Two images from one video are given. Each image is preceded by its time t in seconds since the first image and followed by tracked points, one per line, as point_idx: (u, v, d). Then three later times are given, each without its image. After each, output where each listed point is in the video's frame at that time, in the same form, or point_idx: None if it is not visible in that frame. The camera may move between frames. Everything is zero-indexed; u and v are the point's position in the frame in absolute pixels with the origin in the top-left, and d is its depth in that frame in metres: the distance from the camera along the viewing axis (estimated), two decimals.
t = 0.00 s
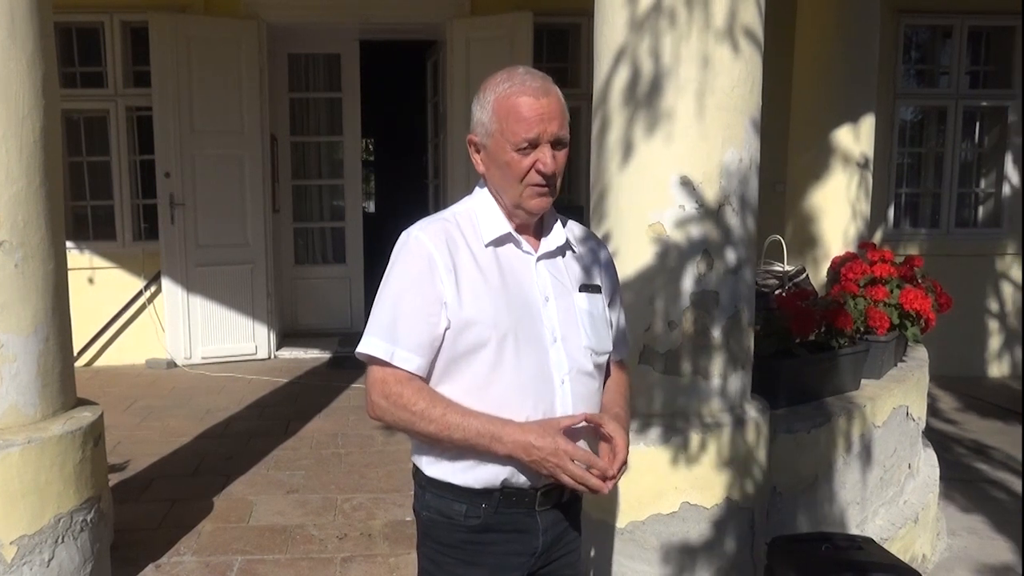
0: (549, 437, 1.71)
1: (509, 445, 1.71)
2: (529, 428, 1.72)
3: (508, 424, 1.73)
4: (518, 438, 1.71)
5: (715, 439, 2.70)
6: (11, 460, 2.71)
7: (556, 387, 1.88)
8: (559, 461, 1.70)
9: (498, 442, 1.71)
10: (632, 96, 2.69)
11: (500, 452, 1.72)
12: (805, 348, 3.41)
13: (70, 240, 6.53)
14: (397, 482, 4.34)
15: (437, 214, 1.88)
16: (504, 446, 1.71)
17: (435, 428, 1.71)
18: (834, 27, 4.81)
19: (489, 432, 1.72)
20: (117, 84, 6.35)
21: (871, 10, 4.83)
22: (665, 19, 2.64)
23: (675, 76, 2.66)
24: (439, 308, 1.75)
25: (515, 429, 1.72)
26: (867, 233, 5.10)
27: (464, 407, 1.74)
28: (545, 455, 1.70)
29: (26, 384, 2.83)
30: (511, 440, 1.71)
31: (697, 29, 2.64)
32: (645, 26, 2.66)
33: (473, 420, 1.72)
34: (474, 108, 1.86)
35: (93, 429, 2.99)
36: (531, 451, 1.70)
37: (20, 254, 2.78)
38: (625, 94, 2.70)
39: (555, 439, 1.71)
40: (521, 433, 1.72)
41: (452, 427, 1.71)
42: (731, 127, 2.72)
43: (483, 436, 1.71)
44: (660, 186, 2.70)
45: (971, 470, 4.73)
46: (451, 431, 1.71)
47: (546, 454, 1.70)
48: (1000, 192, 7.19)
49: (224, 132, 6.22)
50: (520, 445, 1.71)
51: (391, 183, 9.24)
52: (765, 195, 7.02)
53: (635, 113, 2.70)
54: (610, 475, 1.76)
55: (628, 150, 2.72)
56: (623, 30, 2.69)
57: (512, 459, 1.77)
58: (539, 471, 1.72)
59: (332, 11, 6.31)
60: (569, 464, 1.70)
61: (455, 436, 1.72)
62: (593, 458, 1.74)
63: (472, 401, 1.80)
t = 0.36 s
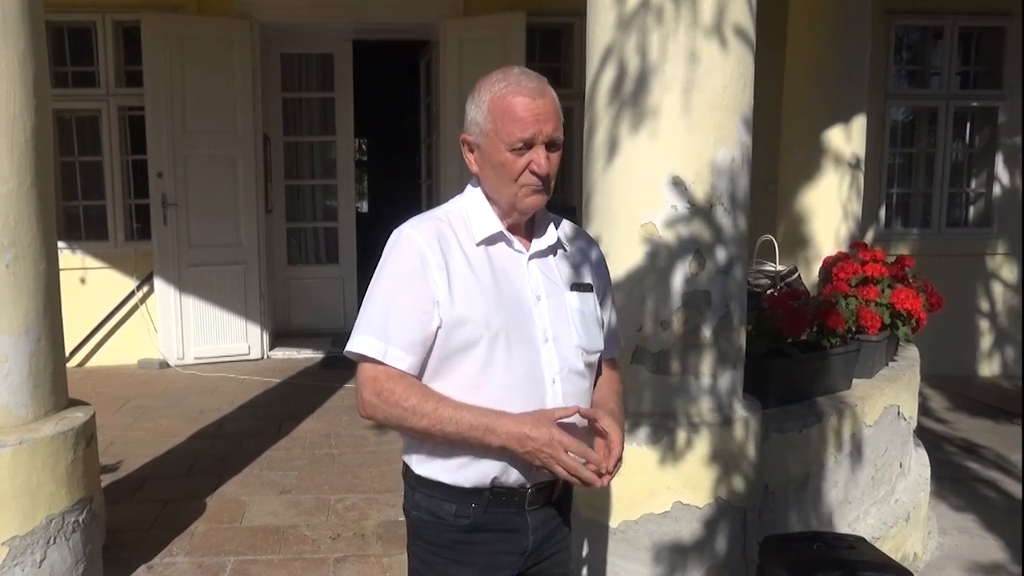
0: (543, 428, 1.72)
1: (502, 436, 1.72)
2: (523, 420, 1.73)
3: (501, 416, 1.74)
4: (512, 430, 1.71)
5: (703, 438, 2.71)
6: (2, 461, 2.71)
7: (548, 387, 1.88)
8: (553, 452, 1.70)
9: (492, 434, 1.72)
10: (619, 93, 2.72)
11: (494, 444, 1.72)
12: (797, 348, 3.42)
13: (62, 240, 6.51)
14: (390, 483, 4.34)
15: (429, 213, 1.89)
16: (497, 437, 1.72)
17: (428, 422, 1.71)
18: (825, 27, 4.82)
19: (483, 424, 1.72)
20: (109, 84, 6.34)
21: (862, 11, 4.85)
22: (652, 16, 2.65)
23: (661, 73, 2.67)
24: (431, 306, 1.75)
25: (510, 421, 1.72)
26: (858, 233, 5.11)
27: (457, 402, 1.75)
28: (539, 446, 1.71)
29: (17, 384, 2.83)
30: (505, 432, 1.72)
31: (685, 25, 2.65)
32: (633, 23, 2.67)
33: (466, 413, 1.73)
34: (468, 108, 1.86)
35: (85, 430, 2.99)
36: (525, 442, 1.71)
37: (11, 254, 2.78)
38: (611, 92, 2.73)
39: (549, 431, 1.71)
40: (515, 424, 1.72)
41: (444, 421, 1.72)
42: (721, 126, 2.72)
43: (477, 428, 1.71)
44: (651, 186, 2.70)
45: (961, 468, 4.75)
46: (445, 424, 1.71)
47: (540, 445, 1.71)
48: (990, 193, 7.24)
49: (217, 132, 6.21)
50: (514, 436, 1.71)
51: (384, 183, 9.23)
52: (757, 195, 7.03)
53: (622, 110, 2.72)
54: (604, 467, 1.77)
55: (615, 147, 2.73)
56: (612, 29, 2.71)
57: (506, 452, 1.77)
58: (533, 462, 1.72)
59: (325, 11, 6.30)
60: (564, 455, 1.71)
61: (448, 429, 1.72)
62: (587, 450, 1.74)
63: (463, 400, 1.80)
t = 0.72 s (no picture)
0: (497, 395, 1.61)
1: (462, 413, 1.63)
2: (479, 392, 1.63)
3: (460, 392, 1.65)
4: (467, 404, 1.63)
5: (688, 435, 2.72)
6: None
7: (537, 388, 1.89)
8: (512, 419, 1.59)
9: (452, 414, 1.64)
10: (605, 92, 2.73)
11: (458, 423, 1.64)
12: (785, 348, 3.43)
13: (50, 240, 6.48)
14: (380, 483, 4.33)
15: (413, 216, 1.88)
16: (457, 417, 1.64)
17: (393, 412, 1.67)
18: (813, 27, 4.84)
19: (442, 405, 1.65)
20: (98, 84, 6.31)
21: (849, 12, 4.87)
22: (638, 15, 2.66)
23: (647, 72, 2.68)
24: (417, 309, 1.75)
25: (466, 396, 1.64)
26: (846, 232, 5.13)
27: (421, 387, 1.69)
28: (498, 417, 1.61)
29: (5, 386, 2.81)
30: (464, 409, 1.63)
31: (670, 23, 2.65)
32: (619, 23, 2.68)
33: (426, 396, 1.66)
34: (453, 109, 1.86)
35: (73, 431, 2.97)
36: (484, 414, 1.62)
37: None
38: (598, 93, 2.74)
39: (505, 398, 1.60)
40: (472, 399, 1.63)
41: (406, 406, 1.66)
42: (708, 125, 2.72)
43: (436, 410, 1.64)
44: (639, 186, 2.71)
45: (949, 467, 4.78)
46: (407, 409, 1.66)
47: (499, 416, 1.61)
48: (977, 193, 7.29)
49: (206, 132, 6.19)
50: (472, 411, 1.63)
51: (374, 183, 9.22)
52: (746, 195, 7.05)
53: (608, 110, 2.73)
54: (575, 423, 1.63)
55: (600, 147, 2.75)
56: (598, 29, 2.73)
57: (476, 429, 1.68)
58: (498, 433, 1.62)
59: (314, 11, 6.29)
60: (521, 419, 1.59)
61: (413, 415, 1.66)
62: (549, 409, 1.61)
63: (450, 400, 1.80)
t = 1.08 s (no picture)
0: (435, 390, 1.58)
1: (408, 410, 1.62)
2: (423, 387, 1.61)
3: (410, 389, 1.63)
4: (411, 401, 1.61)
5: (682, 434, 2.73)
6: None
7: (526, 389, 1.89)
8: (454, 414, 1.56)
9: (401, 411, 1.63)
10: (595, 92, 2.73)
11: (407, 419, 1.62)
12: (772, 346, 3.45)
13: (36, 241, 6.44)
14: (369, 483, 4.33)
15: (401, 215, 1.89)
16: (406, 414, 1.62)
17: (354, 409, 1.68)
18: (798, 28, 4.87)
19: (394, 402, 1.64)
20: (84, 84, 6.28)
21: (835, 12, 4.89)
22: (626, 16, 2.67)
23: (636, 73, 2.69)
24: (401, 308, 1.75)
25: (412, 392, 1.62)
26: (833, 232, 5.15)
27: (383, 386, 1.68)
28: (439, 413, 1.58)
29: None
30: (412, 406, 1.61)
31: (657, 24, 2.66)
32: (608, 24, 2.69)
33: (379, 394, 1.66)
34: (441, 109, 1.86)
35: (60, 433, 2.96)
36: (428, 412, 1.59)
37: None
38: (588, 92, 2.75)
39: (444, 394, 1.57)
40: (417, 396, 1.61)
41: (365, 405, 1.67)
42: (696, 126, 2.73)
43: (388, 407, 1.64)
44: (628, 187, 2.72)
45: (934, 465, 4.82)
46: (366, 407, 1.66)
47: (440, 412, 1.58)
48: (962, 193, 7.28)
49: (193, 133, 6.17)
50: (418, 409, 1.60)
51: (362, 183, 9.21)
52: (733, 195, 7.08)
53: (598, 109, 2.73)
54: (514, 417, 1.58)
55: (590, 146, 2.75)
56: (586, 29, 2.73)
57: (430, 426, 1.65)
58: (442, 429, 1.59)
59: (302, 11, 6.28)
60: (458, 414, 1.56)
61: (371, 413, 1.66)
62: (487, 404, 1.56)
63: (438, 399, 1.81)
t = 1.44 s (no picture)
0: (460, 393, 1.62)
1: (428, 414, 1.64)
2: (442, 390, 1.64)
3: (425, 392, 1.66)
4: (432, 405, 1.63)
5: (673, 434, 2.73)
6: None
7: (512, 389, 1.90)
8: (483, 415, 1.60)
9: (419, 415, 1.65)
10: (579, 92, 2.74)
11: (425, 422, 1.64)
12: (754, 345, 3.47)
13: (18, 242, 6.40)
14: (354, 484, 4.32)
15: (387, 215, 1.89)
16: (424, 418, 1.64)
17: (361, 415, 1.69)
18: (781, 29, 4.90)
19: (409, 406, 1.65)
20: (66, 84, 6.24)
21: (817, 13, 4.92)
22: (611, 17, 2.68)
23: (621, 74, 2.70)
24: (391, 310, 1.75)
25: (429, 396, 1.64)
26: (815, 232, 5.18)
27: (390, 390, 1.69)
28: (467, 417, 1.61)
29: None
30: (431, 409, 1.63)
31: (643, 27, 2.68)
32: (592, 24, 2.70)
33: (391, 399, 1.67)
34: (428, 108, 1.85)
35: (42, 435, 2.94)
36: (453, 414, 1.62)
37: None
38: (572, 93, 2.75)
39: (473, 396, 1.61)
40: (438, 399, 1.64)
41: (374, 410, 1.68)
42: (680, 128, 2.75)
43: (404, 412, 1.65)
44: (612, 187, 2.73)
45: (916, 462, 4.85)
46: (378, 413, 1.67)
47: (468, 414, 1.61)
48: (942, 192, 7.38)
49: (177, 133, 6.14)
50: (440, 411, 1.63)
51: (347, 183, 9.19)
52: (717, 195, 7.11)
53: (583, 110, 2.74)
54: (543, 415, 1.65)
55: (574, 146, 2.75)
56: (571, 30, 2.74)
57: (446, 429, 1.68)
58: (468, 432, 1.63)
59: (285, 10, 6.26)
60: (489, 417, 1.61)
61: (382, 418, 1.67)
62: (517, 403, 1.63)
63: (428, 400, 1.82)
